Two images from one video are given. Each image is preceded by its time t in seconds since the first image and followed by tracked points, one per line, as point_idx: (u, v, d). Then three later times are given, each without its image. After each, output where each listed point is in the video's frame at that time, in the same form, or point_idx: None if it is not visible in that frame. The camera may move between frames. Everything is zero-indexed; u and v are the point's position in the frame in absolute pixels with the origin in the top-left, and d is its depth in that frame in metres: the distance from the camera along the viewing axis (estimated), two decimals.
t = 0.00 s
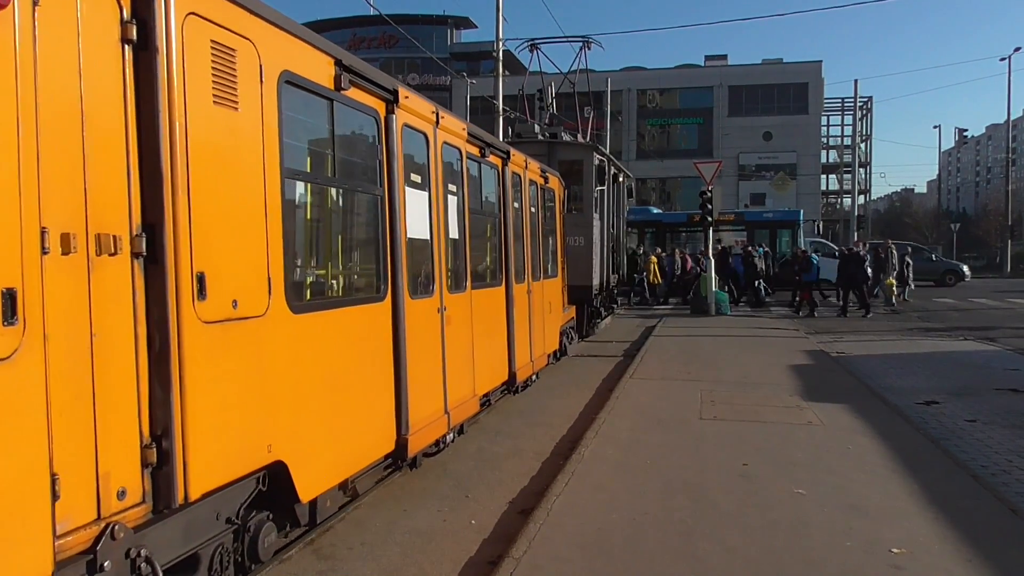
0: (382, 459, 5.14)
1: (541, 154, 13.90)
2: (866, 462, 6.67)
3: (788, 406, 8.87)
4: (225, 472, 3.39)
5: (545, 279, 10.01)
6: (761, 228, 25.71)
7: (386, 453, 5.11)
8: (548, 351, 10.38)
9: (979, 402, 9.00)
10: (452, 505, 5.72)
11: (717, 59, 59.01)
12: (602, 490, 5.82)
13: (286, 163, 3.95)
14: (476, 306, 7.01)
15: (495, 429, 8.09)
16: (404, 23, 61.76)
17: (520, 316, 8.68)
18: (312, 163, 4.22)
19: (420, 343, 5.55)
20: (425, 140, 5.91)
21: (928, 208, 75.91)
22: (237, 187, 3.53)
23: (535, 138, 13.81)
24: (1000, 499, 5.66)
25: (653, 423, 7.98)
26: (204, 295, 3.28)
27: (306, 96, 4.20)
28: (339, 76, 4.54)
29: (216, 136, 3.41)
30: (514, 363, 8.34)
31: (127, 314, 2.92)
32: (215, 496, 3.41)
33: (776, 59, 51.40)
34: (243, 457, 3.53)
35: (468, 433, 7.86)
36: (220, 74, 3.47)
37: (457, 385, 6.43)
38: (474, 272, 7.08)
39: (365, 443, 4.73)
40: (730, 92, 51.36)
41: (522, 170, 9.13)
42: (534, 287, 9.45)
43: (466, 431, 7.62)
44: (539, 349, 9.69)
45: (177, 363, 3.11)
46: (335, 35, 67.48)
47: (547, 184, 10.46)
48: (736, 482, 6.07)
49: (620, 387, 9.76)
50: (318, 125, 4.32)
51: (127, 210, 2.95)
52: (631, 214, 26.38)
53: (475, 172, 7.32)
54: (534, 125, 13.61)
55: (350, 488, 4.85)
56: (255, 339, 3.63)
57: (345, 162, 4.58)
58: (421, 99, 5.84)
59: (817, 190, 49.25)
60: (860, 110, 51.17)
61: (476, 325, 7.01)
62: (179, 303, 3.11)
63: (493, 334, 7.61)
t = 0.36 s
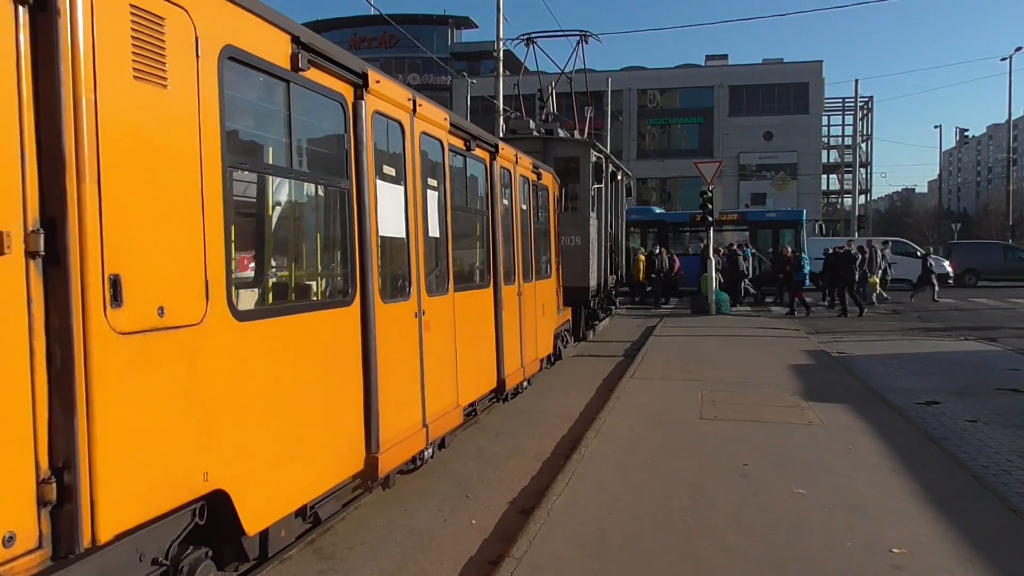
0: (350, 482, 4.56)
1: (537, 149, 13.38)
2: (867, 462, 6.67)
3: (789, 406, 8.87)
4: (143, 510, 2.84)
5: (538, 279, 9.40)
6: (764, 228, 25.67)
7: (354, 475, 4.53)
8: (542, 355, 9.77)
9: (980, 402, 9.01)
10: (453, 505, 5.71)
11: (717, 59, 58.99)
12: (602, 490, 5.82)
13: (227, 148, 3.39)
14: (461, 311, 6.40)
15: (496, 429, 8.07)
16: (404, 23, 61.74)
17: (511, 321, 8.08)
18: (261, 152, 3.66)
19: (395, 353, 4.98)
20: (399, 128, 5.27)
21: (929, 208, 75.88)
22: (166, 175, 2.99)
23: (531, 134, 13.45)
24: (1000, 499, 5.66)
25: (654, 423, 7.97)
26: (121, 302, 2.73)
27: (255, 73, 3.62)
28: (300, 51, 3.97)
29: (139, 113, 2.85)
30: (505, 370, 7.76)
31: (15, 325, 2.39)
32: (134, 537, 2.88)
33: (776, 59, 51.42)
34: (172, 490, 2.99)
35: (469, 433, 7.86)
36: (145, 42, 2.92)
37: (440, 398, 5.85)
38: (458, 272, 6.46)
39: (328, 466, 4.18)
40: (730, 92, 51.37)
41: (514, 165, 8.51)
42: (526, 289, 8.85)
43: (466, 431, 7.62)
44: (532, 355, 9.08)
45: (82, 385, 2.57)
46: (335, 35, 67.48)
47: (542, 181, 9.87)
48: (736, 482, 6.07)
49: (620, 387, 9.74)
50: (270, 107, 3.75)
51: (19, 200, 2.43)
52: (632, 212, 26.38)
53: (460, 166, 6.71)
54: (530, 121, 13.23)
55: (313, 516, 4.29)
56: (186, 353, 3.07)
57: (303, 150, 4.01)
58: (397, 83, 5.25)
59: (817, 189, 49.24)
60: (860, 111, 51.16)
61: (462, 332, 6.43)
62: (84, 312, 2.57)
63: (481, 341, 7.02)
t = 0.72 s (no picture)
0: (310, 507, 4.10)
1: (531, 146, 12.84)
2: (868, 461, 6.67)
3: (790, 406, 8.87)
4: (38, 560, 2.41)
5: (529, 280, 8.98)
6: (767, 227, 25.63)
7: (313, 500, 4.07)
8: (535, 361, 9.34)
9: (982, 402, 9.00)
10: (454, 505, 5.71)
11: (718, 59, 58.99)
12: (604, 490, 5.82)
13: (148, 131, 2.97)
14: (441, 315, 5.96)
15: (497, 429, 8.07)
16: (405, 22, 61.70)
17: (499, 325, 7.63)
18: (196, 135, 3.26)
19: (362, 363, 4.55)
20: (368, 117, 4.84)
21: (930, 208, 75.88)
22: (69, 159, 2.57)
23: (527, 130, 13.00)
24: (1001, 498, 5.67)
25: (655, 423, 7.97)
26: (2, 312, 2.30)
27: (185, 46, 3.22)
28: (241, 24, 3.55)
29: (27, 84, 2.43)
30: (492, 378, 7.31)
31: None
32: None
33: (777, 59, 51.43)
34: (76, 532, 2.55)
35: (470, 433, 7.86)
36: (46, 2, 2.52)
37: (416, 411, 5.41)
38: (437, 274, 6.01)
39: (278, 492, 3.73)
40: (732, 91, 51.35)
41: (503, 160, 8.05)
42: (516, 290, 8.40)
43: (468, 431, 7.61)
44: (522, 360, 8.63)
45: None
46: (336, 35, 67.42)
47: (535, 177, 9.44)
48: (738, 481, 6.07)
49: (621, 387, 9.74)
50: (205, 85, 3.34)
51: None
52: (638, 213, 26.25)
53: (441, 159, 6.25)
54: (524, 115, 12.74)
55: (268, 549, 3.84)
56: (93, 368, 2.63)
57: (247, 136, 3.59)
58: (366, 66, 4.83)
59: (818, 189, 49.24)
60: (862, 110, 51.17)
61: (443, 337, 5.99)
62: None
63: (465, 347, 6.58)
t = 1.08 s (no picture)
0: (255, 541, 3.68)
1: (524, 142, 12.52)
2: (869, 461, 6.67)
3: (791, 405, 8.86)
4: None
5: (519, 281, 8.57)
6: (770, 227, 25.56)
7: (259, 532, 3.65)
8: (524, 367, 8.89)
9: (982, 402, 8.99)
10: (454, 505, 5.71)
11: (719, 59, 58.98)
12: (605, 490, 5.81)
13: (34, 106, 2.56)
14: (417, 320, 5.50)
15: (497, 429, 8.06)
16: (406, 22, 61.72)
17: (484, 329, 7.18)
18: (102, 110, 2.86)
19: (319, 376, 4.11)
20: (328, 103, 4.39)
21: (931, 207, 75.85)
22: None
23: (521, 125, 12.73)
24: (1002, 497, 5.67)
25: (655, 422, 7.97)
26: None
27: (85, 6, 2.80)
28: None
29: None
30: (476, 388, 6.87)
31: None
32: None
33: (778, 58, 51.43)
34: None
35: (471, 433, 7.85)
36: None
37: (387, 426, 4.96)
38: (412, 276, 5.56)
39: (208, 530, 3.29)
40: (733, 91, 51.35)
41: (489, 154, 7.62)
42: (504, 292, 7.96)
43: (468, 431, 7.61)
44: (510, 367, 8.17)
45: None
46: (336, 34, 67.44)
47: (524, 173, 9.06)
48: (738, 481, 6.07)
49: (623, 387, 9.72)
50: (112, 52, 2.92)
51: None
52: (641, 213, 26.15)
53: (419, 150, 5.81)
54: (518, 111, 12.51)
55: None
56: None
57: (168, 112, 3.19)
58: (326, 46, 4.38)
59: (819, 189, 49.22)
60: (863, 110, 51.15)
61: (419, 344, 5.52)
62: None
63: (446, 355, 6.14)
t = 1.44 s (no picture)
0: None
1: (518, 138, 12.34)
2: (870, 460, 6.66)
3: (792, 405, 8.84)
4: None
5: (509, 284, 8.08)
6: (774, 226, 25.56)
7: None
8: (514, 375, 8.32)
9: (984, 401, 8.97)
10: (455, 504, 5.71)
11: (721, 58, 58.95)
12: (605, 489, 5.81)
13: None
14: (387, 328, 4.97)
15: (499, 429, 8.06)
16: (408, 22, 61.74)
17: (470, 336, 6.64)
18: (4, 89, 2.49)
19: (263, 394, 3.61)
20: (277, 83, 3.88)
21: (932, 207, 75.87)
22: None
23: (513, 120, 12.52)
24: (1003, 497, 5.66)
25: (657, 422, 7.97)
26: None
27: None
28: None
29: None
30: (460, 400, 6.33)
31: None
32: None
33: (779, 58, 51.40)
34: None
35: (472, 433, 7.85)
36: None
37: (350, 446, 4.43)
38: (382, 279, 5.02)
39: None
40: (734, 91, 51.33)
41: (475, 146, 7.07)
42: (492, 294, 7.42)
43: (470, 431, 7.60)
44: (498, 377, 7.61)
45: None
46: (338, 34, 67.48)
47: (516, 168, 8.59)
48: (740, 481, 6.07)
49: (625, 386, 9.71)
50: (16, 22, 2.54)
51: None
52: (644, 213, 26.26)
53: (392, 140, 5.27)
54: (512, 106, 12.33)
55: None
56: None
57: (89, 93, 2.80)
58: (276, 15, 3.86)
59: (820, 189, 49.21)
60: (864, 109, 51.20)
61: (389, 354, 4.99)
62: None
63: (425, 365, 5.62)
